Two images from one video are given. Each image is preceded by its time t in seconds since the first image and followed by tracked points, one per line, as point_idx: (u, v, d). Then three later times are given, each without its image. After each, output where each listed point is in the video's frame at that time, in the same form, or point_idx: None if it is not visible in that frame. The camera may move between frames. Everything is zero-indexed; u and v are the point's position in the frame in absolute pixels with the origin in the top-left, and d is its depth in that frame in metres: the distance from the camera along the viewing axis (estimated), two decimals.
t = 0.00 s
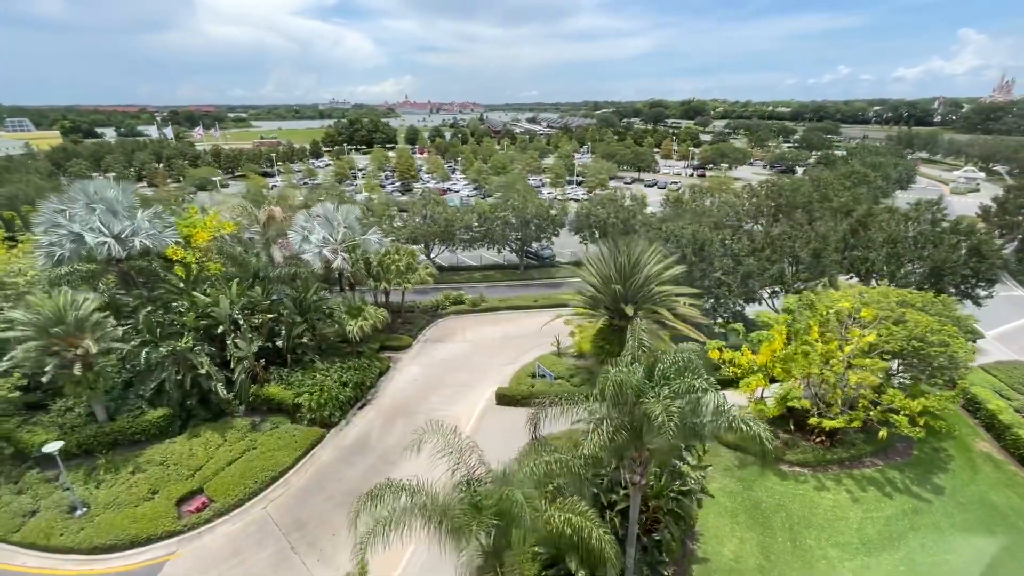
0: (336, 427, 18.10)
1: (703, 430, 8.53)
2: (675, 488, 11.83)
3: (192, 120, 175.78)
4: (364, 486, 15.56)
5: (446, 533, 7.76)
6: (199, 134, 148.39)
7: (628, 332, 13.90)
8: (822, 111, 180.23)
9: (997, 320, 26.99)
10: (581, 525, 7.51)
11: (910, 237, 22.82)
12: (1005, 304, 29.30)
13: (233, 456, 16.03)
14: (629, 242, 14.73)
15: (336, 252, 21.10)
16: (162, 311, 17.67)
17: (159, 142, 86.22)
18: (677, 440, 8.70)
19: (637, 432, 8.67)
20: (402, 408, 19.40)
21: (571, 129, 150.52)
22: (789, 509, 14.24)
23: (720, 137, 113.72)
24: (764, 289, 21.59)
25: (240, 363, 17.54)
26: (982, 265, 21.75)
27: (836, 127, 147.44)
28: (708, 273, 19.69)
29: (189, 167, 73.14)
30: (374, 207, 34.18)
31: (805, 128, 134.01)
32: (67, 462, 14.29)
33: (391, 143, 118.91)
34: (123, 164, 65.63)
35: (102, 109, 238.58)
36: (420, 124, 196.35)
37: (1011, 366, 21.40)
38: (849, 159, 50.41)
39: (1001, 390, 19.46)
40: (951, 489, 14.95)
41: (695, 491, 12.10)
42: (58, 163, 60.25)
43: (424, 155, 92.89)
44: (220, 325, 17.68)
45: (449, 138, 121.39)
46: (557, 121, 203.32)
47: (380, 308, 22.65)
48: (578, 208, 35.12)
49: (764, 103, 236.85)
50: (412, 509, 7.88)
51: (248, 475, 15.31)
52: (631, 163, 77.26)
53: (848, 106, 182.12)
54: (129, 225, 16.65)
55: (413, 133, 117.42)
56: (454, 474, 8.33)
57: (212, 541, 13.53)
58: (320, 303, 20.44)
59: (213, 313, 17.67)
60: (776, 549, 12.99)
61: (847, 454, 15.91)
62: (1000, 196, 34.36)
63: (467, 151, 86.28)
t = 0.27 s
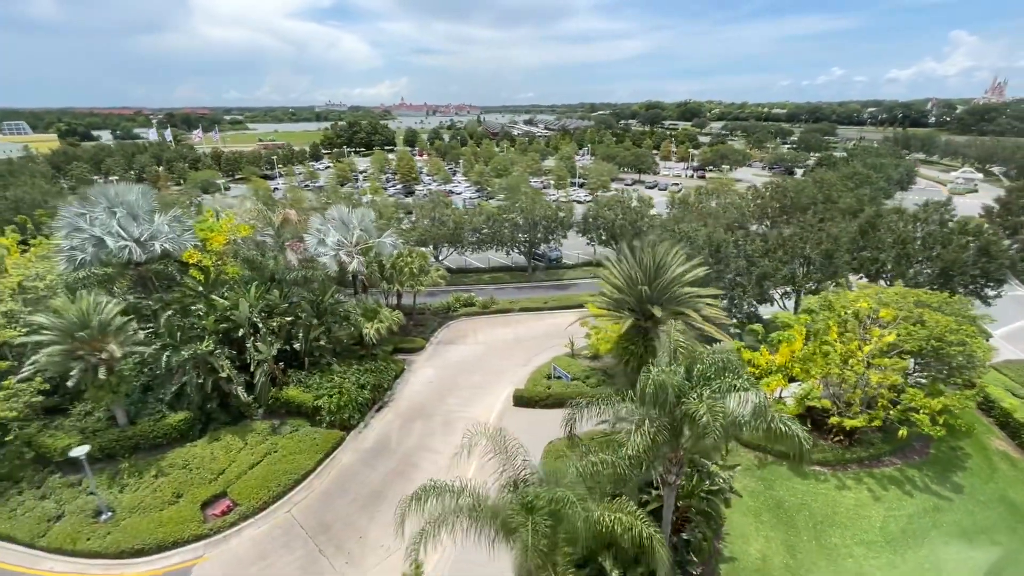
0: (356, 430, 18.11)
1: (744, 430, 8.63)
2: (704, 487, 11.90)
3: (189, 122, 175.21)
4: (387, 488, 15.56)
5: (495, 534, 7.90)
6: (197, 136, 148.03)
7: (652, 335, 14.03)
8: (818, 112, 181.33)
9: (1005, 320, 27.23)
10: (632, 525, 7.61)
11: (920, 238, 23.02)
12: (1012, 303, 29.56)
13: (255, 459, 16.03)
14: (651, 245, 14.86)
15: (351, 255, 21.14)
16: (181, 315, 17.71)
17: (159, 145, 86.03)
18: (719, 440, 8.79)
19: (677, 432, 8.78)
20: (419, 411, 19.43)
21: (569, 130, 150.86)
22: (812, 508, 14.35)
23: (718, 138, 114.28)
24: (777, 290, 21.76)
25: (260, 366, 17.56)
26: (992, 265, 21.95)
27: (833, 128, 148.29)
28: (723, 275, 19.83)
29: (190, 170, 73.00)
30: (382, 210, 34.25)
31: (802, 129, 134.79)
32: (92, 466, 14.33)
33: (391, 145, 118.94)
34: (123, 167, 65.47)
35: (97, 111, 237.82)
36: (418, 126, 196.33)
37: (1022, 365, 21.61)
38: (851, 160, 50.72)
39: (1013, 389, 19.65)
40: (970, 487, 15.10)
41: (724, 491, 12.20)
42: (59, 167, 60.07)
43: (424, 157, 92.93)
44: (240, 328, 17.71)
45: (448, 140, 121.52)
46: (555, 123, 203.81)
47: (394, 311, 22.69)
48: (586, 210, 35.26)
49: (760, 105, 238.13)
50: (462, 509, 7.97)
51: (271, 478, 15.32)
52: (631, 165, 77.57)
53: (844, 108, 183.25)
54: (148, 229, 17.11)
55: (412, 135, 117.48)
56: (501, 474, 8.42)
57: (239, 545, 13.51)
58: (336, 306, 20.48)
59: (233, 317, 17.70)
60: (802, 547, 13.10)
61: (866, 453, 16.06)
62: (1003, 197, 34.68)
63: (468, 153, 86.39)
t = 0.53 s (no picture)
0: (375, 433, 18.13)
1: (784, 429, 8.72)
2: (733, 487, 11.97)
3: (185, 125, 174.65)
4: (410, 490, 15.58)
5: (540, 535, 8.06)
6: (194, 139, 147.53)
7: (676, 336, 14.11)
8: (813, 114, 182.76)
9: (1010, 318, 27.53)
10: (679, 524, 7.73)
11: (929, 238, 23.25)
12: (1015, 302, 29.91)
13: (277, 463, 16.03)
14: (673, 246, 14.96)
15: (366, 258, 21.17)
16: (200, 319, 17.72)
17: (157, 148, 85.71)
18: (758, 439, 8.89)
19: (717, 432, 8.86)
20: (437, 413, 19.45)
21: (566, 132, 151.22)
22: (835, 506, 14.47)
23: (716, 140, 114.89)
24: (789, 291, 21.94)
25: (280, 370, 17.59)
26: (1000, 265, 22.21)
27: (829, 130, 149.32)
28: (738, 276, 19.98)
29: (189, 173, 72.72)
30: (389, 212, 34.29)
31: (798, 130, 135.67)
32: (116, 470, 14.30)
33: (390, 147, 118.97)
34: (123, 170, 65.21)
35: (91, 114, 236.47)
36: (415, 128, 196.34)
37: None
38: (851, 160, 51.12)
39: None
40: (989, 484, 15.28)
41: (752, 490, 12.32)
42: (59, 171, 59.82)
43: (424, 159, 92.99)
44: (259, 332, 17.74)
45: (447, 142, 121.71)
46: (552, 125, 204.27)
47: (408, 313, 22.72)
48: (592, 212, 35.40)
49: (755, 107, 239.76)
50: (510, 509, 8.07)
51: (294, 481, 15.32)
52: (631, 167, 77.89)
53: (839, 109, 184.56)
54: (169, 233, 17.26)
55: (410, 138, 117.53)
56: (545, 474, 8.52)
57: (266, 549, 13.50)
58: (352, 309, 20.51)
59: (252, 320, 17.73)
60: (827, 546, 13.21)
61: (884, 451, 16.20)
62: (1004, 197, 35.10)
63: (468, 155, 86.48)
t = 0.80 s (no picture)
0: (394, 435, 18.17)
1: (822, 427, 8.85)
2: (761, 485, 12.07)
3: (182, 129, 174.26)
4: (432, 493, 15.62)
5: (582, 535, 8.22)
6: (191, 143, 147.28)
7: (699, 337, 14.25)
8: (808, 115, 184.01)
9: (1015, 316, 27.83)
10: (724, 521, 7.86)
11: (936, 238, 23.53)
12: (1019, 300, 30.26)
13: (299, 466, 16.05)
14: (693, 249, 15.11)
15: (381, 262, 21.24)
16: (219, 323, 17.75)
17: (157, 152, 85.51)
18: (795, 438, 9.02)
19: (755, 430, 8.98)
20: (454, 416, 19.50)
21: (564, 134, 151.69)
22: (856, 503, 14.62)
23: (713, 141, 115.56)
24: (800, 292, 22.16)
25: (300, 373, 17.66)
26: (1007, 264, 22.49)
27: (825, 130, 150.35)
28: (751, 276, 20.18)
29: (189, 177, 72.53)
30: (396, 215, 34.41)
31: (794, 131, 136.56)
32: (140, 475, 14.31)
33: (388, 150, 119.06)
34: (124, 174, 65.06)
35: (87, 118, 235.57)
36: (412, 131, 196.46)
37: None
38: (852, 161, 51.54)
39: None
40: (1005, 480, 15.48)
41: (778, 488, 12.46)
42: (60, 175, 59.65)
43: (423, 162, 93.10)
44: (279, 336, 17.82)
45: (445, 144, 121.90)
46: (549, 127, 204.76)
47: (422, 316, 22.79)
48: (599, 214, 35.59)
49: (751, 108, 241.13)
50: (556, 508, 8.17)
51: (318, 485, 15.34)
52: (631, 168, 78.23)
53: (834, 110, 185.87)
54: (188, 237, 17.44)
55: (409, 140, 117.63)
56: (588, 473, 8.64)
57: (293, 552, 13.52)
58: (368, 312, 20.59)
59: (271, 324, 17.82)
60: (851, 542, 13.35)
61: (902, 449, 16.39)
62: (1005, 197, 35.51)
63: (468, 158, 86.62)
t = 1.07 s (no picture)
0: (412, 438, 18.19)
1: (856, 425, 8.98)
2: (787, 483, 12.18)
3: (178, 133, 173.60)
4: (455, 495, 15.65)
5: (624, 534, 8.32)
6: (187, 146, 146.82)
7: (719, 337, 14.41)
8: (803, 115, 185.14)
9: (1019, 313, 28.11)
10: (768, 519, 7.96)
11: (943, 237, 23.78)
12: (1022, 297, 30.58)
13: (320, 470, 16.06)
14: (712, 250, 15.24)
15: (395, 265, 21.28)
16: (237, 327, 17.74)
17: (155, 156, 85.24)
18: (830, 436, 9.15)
19: (791, 429, 9.10)
20: (472, 418, 19.54)
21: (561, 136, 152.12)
22: (877, 500, 14.75)
23: (711, 142, 116.07)
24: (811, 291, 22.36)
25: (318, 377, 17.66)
26: (1014, 262, 22.75)
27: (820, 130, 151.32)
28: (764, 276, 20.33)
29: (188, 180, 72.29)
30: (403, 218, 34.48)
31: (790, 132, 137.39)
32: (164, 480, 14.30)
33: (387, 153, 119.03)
34: (124, 179, 64.81)
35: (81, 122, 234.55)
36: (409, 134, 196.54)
37: None
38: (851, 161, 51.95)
39: None
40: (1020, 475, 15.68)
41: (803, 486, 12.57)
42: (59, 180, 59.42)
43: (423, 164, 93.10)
44: (297, 340, 17.80)
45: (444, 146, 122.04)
46: (546, 129, 205.23)
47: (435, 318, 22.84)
48: (605, 215, 35.73)
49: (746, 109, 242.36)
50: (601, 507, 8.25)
51: (341, 488, 15.36)
52: (631, 170, 78.50)
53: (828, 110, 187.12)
54: (207, 242, 17.46)
55: (408, 143, 117.65)
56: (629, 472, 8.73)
57: (320, 555, 13.53)
58: (383, 315, 20.62)
59: (290, 328, 17.84)
60: (875, 539, 13.48)
61: (918, 446, 16.55)
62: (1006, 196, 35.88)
63: (467, 160, 86.73)
